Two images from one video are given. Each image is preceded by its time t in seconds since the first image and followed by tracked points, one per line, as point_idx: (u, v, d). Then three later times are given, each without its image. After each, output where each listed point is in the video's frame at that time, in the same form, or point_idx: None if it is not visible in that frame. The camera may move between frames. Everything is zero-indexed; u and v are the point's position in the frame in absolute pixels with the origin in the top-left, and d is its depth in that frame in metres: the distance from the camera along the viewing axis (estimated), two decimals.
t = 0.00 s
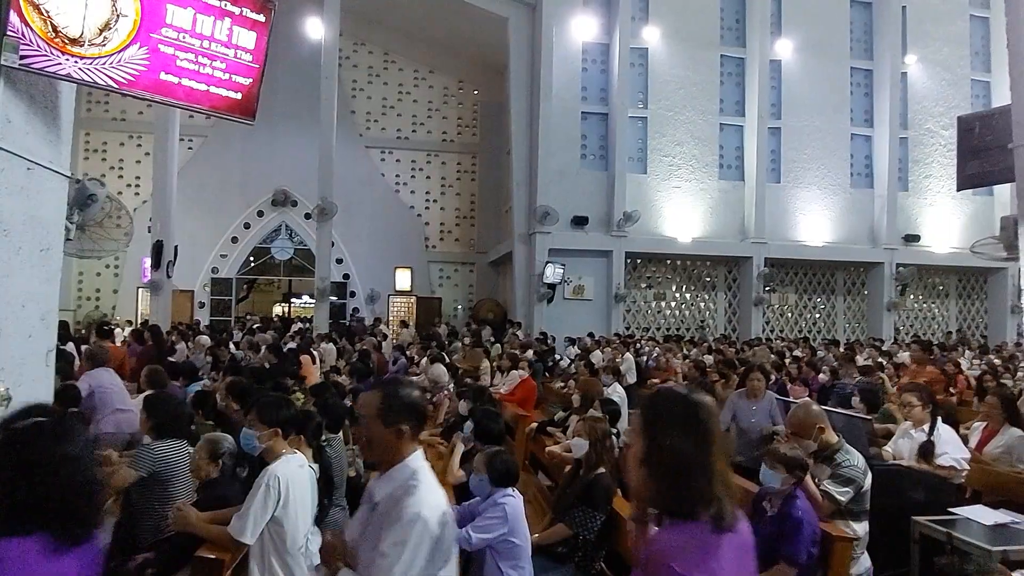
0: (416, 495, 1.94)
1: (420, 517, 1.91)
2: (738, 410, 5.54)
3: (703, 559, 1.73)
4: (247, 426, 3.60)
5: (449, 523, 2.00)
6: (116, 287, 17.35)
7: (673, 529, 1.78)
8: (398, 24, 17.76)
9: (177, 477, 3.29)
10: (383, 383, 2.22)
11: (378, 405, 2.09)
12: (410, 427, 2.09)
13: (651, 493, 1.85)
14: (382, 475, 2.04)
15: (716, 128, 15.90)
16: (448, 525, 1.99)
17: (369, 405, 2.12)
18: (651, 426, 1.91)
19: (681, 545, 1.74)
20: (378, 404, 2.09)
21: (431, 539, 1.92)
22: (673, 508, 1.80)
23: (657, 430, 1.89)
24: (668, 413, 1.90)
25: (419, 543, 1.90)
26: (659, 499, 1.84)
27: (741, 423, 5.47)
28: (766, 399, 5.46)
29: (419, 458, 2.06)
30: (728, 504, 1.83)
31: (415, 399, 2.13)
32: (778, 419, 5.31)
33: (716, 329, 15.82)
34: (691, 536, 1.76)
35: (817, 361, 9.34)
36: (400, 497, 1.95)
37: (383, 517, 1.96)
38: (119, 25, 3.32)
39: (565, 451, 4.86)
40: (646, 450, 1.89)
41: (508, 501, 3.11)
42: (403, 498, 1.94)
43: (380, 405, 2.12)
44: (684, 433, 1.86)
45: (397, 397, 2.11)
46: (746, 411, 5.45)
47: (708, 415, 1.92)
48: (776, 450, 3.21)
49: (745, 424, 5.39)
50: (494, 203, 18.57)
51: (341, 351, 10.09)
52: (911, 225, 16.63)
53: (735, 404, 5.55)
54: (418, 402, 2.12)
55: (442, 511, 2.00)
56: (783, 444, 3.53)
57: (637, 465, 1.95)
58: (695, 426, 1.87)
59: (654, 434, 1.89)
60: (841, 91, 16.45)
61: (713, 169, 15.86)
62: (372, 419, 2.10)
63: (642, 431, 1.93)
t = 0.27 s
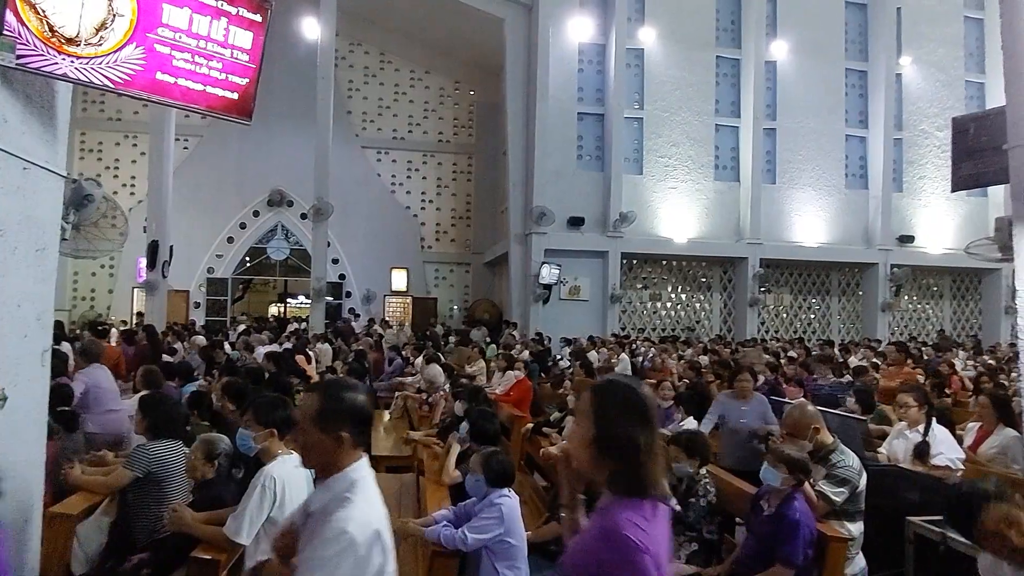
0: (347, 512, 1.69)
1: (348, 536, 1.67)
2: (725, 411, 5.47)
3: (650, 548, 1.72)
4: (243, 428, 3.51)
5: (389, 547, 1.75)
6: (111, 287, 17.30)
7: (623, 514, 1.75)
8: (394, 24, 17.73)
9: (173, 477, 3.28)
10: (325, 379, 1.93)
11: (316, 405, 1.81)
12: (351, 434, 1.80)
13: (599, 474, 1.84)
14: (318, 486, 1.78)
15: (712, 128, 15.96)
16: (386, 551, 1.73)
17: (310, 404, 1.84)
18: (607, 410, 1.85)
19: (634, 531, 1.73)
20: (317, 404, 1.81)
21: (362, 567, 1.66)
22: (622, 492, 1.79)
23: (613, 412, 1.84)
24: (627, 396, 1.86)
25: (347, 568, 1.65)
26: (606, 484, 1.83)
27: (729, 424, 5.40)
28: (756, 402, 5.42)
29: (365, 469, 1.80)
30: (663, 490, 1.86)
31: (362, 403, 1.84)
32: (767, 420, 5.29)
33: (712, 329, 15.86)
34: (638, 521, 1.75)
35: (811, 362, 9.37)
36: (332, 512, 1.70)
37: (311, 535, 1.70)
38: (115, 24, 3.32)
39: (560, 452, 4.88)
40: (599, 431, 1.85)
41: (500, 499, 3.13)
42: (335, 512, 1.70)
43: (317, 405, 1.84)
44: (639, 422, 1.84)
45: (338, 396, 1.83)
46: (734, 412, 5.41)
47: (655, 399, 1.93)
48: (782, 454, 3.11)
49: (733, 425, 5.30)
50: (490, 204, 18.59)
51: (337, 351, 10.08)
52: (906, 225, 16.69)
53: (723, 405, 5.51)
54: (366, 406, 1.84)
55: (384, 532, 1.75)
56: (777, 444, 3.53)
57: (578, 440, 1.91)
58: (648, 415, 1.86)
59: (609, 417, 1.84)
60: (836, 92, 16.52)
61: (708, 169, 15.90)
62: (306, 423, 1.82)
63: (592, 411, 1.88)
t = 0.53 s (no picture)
0: (263, 516, 1.71)
1: (259, 542, 1.66)
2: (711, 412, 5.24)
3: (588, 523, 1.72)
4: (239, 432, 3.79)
5: (314, 550, 1.73)
6: (104, 286, 17.24)
7: (561, 494, 1.74)
8: (388, 23, 17.73)
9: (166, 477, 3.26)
10: (261, 379, 1.97)
11: (239, 408, 1.86)
12: (275, 435, 1.83)
13: (534, 465, 1.82)
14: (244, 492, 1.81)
15: (706, 129, 15.98)
16: (306, 555, 1.70)
17: (234, 407, 1.88)
18: (540, 403, 1.86)
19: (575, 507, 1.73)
20: (240, 407, 1.86)
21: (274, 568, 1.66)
22: (557, 479, 1.78)
23: (545, 401, 1.86)
24: (556, 387, 1.90)
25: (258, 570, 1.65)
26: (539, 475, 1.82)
27: (715, 426, 5.19)
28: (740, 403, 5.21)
29: (294, 473, 1.82)
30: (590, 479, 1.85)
31: (285, 404, 1.87)
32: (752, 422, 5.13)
33: (705, 328, 15.91)
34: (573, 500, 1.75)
35: (803, 362, 9.40)
36: (252, 515, 1.73)
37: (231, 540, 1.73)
38: (109, 22, 3.31)
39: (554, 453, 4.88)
40: (536, 424, 1.84)
41: (492, 499, 3.11)
42: (254, 516, 1.72)
43: (248, 404, 1.88)
44: (570, 411, 1.87)
45: (267, 397, 1.87)
46: (720, 414, 5.19)
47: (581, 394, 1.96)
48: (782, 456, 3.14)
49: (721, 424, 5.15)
50: (484, 204, 18.61)
51: (331, 351, 10.07)
52: (898, 225, 16.78)
53: (708, 405, 5.27)
54: (292, 408, 1.87)
55: (309, 536, 1.74)
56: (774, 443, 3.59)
57: (513, 435, 1.90)
58: (578, 407, 1.88)
59: (539, 408, 1.86)
60: (829, 92, 16.57)
61: (702, 169, 15.93)
62: (232, 424, 1.86)
63: (526, 403, 1.89)
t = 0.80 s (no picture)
0: (182, 519, 1.77)
1: (177, 543, 1.73)
2: (704, 414, 5.24)
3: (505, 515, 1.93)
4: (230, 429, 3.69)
5: (232, 547, 1.83)
6: (98, 287, 17.18)
7: (487, 489, 1.91)
8: (383, 23, 17.71)
9: (160, 479, 3.23)
10: (188, 378, 2.02)
11: (164, 408, 1.91)
12: (198, 437, 1.91)
13: (462, 459, 1.99)
14: (168, 492, 1.88)
15: (701, 129, 16.00)
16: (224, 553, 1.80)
17: (158, 405, 1.94)
18: (469, 402, 2.01)
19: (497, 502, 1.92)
20: (165, 407, 1.91)
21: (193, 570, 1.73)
22: (482, 475, 1.94)
23: (472, 402, 2.01)
24: (485, 387, 2.05)
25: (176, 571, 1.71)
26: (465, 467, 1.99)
27: (707, 428, 5.20)
28: (732, 405, 5.22)
29: (214, 474, 1.91)
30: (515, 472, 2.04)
31: (212, 407, 1.94)
32: (744, 424, 5.14)
33: (700, 329, 15.93)
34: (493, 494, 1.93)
35: (797, 362, 9.41)
36: (171, 515, 1.80)
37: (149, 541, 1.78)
38: (103, 23, 3.31)
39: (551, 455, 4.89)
40: (464, 419, 2.00)
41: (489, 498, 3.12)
42: (172, 516, 1.79)
43: (171, 406, 1.94)
44: (496, 409, 2.03)
45: (190, 401, 1.93)
46: (712, 416, 5.20)
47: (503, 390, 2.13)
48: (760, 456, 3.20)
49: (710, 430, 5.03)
50: (480, 204, 18.60)
51: (326, 351, 10.05)
52: (892, 226, 16.82)
53: (700, 407, 5.27)
54: (217, 410, 1.94)
55: (228, 534, 1.84)
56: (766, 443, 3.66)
57: (443, 429, 2.05)
58: (503, 406, 2.04)
59: (469, 408, 2.01)
60: (823, 93, 16.62)
61: (697, 169, 15.95)
62: (155, 424, 1.92)
63: (455, 400, 2.04)
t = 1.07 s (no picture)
0: (106, 505, 1.78)
1: (99, 528, 1.74)
2: (700, 415, 5.26)
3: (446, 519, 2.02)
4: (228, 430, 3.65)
5: (157, 539, 1.84)
6: (93, 287, 17.14)
7: (426, 477, 2.00)
8: (380, 24, 17.70)
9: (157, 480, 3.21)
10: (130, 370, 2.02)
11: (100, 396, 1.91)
12: (130, 427, 1.90)
13: (397, 453, 2.03)
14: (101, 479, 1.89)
15: (696, 130, 16.02)
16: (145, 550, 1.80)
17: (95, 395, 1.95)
18: (401, 395, 2.06)
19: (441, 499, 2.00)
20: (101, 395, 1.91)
21: (116, 569, 1.74)
22: (416, 465, 2.00)
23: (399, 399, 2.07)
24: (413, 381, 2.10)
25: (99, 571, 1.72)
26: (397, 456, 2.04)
27: (703, 429, 5.21)
28: (728, 406, 5.24)
29: (146, 466, 1.90)
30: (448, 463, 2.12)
31: (146, 396, 1.91)
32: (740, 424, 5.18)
33: (696, 329, 15.98)
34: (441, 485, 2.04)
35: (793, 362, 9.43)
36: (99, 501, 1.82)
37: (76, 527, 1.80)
38: (99, 22, 3.30)
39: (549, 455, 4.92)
40: (397, 411, 2.05)
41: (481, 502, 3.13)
42: (99, 502, 1.81)
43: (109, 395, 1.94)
44: (428, 402, 2.07)
45: (125, 389, 1.91)
46: (708, 417, 5.20)
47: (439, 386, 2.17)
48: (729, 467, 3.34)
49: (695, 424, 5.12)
50: (476, 205, 18.61)
51: (322, 352, 10.05)
52: (887, 226, 16.87)
53: (696, 407, 5.29)
54: (151, 398, 1.92)
55: (154, 529, 1.84)
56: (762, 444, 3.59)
57: (376, 420, 2.08)
58: (435, 398, 2.09)
59: (397, 398, 2.06)
60: (819, 94, 16.65)
61: (693, 170, 15.97)
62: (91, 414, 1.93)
63: (389, 394, 2.08)
